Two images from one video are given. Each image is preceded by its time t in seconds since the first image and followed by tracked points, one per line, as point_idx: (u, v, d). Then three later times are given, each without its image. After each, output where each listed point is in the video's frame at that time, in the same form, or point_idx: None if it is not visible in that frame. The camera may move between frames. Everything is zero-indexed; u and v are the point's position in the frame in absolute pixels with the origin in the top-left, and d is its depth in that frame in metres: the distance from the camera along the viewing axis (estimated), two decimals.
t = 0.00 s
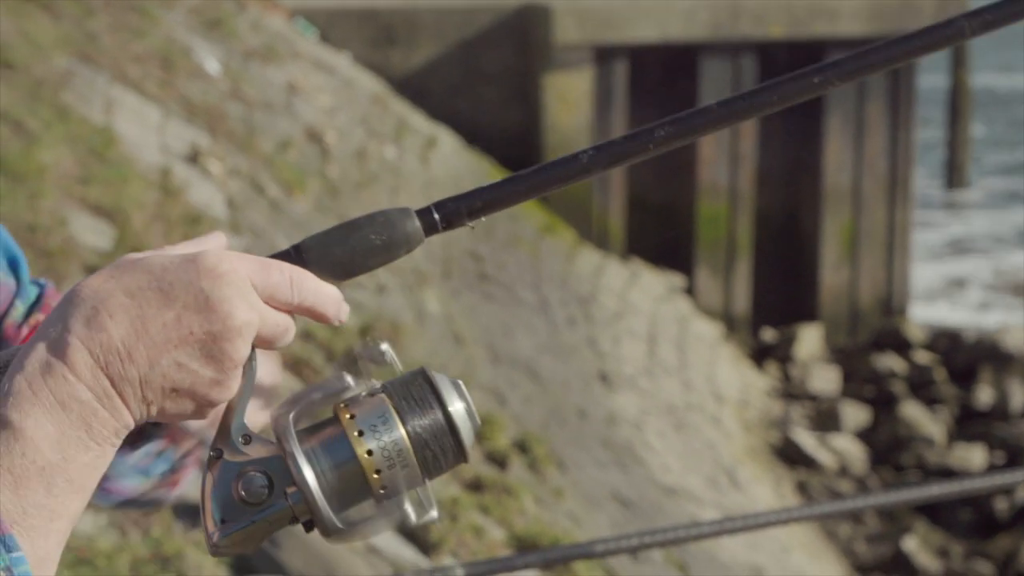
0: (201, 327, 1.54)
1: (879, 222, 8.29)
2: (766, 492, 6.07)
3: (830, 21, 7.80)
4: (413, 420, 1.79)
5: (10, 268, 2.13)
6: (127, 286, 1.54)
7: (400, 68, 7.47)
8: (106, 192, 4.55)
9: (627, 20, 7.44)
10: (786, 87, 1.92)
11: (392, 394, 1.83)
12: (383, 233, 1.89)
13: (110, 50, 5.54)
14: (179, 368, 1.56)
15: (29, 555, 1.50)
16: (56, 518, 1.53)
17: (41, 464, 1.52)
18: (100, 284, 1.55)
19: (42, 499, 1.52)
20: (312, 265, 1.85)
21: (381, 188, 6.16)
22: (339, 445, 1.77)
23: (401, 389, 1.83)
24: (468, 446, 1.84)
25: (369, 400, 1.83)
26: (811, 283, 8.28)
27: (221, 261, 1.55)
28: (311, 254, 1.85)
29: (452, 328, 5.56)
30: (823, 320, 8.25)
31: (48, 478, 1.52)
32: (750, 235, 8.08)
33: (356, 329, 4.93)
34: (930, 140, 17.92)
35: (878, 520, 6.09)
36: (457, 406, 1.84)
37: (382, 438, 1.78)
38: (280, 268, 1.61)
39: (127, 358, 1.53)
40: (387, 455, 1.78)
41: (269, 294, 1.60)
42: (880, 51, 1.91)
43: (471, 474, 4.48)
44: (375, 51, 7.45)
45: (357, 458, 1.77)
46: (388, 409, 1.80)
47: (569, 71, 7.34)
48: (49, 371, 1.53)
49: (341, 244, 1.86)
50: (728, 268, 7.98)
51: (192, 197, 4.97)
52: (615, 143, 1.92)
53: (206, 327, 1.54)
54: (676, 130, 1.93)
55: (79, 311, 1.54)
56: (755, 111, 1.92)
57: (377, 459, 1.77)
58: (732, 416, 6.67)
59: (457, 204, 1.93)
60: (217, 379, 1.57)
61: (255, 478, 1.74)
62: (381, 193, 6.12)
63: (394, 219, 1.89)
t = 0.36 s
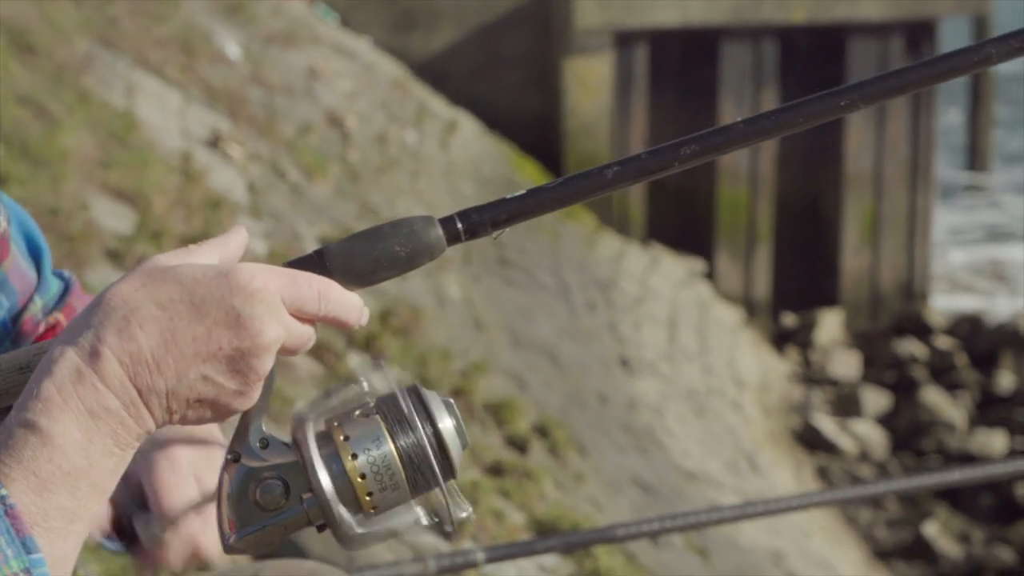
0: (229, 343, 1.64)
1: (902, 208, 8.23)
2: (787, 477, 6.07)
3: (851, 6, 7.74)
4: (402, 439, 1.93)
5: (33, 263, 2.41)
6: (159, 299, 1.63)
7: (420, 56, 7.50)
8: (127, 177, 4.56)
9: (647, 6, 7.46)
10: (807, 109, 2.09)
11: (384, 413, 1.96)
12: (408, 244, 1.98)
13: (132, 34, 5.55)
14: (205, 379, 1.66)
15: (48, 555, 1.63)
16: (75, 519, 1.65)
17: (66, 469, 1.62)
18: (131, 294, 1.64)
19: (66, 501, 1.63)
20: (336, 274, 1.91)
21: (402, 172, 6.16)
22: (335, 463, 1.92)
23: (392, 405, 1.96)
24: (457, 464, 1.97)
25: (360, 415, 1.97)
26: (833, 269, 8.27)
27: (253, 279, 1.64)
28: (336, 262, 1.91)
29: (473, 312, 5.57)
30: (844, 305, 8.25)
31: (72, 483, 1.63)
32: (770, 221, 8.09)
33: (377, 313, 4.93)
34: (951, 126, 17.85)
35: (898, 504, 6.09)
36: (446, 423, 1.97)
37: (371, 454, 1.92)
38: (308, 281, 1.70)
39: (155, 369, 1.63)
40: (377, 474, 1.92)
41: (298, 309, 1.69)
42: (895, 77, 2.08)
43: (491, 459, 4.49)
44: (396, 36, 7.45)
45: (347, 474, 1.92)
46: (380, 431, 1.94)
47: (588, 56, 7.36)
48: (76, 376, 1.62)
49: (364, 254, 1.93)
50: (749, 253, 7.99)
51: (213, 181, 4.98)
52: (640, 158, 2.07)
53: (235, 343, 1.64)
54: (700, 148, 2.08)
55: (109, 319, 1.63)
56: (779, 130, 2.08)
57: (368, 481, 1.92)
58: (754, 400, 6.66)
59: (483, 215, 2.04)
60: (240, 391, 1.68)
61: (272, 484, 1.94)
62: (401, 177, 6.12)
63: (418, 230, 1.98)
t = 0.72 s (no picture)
0: (247, 335, 1.51)
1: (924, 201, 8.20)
2: (809, 470, 6.05)
3: None
4: (422, 429, 1.82)
5: (64, 258, 2.16)
6: (176, 291, 1.50)
7: (442, 46, 7.51)
8: (150, 168, 4.57)
9: None
10: (830, 96, 1.91)
11: (404, 406, 1.85)
12: (426, 234, 1.84)
13: (155, 25, 5.55)
14: (223, 373, 1.52)
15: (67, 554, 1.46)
16: (92, 514, 1.48)
17: (84, 463, 1.47)
18: (147, 287, 1.50)
19: (85, 496, 1.47)
20: (353, 266, 1.77)
21: (424, 163, 6.16)
22: (353, 453, 1.79)
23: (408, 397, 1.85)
24: (476, 455, 1.86)
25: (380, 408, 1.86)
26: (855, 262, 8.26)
27: (270, 269, 1.52)
28: (352, 255, 1.77)
29: (494, 304, 5.56)
30: (866, 297, 8.25)
31: (90, 478, 1.47)
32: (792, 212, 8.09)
33: (399, 304, 4.92)
34: (974, 117, 17.84)
35: (921, 497, 6.07)
36: (465, 413, 1.86)
37: (391, 444, 1.80)
38: (325, 271, 1.58)
39: (172, 363, 1.49)
40: (397, 465, 1.80)
41: (315, 299, 1.57)
42: (927, 60, 1.90)
43: (514, 450, 4.49)
44: (417, 27, 7.48)
45: (366, 465, 1.79)
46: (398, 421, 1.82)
47: (611, 47, 7.36)
48: (94, 371, 1.48)
49: (381, 243, 1.80)
50: (771, 245, 8.00)
51: (236, 172, 4.98)
52: (657, 146, 1.89)
53: (252, 335, 1.51)
54: (721, 136, 1.90)
55: (126, 312, 1.49)
56: (801, 117, 1.90)
57: (388, 471, 1.80)
58: (776, 392, 6.65)
59: (500, 206, 1.89)
60: (257, 382, 1.54)
61: (289, 475, 1.79)
62: (423, 169, 6.12)
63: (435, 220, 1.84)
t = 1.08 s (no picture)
0: (269, 328, 1.44)
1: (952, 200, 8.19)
2: (837, 470, 6.04)
3: None
4: (461, 419, 1.69)
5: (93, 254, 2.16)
6: (196, 284, 1.42)
7: (469, 45, 7.48)
8: (179, 167, 4.57)
9: None
10: (849, 96, 1.81)
11: (440, 391, 1.72)
12: (447, 233, 1.77)
13: (183, 24, 5.56)
14: (244, 367, 1.45)
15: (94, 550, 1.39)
16: (119, 509, 1.41)
17: (108, 458, 1.40)
18: (169, 281, 1.43)
19: (110, 491, 1.39)
20: (376, 265, 1.71)
21: (452, 163, 6.16)
22: (387, 445, 1.67)
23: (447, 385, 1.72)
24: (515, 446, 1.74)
25: (416, 395, 1.72)
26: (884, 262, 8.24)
27: (292, 262, 1.45)
28: (375, 253, 1.71)
29: (522, 303, 5.56)
30: (894, 297, 8.22)
31: (114, 473, 1.40)
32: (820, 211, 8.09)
33: (427, 303, 4.92)
34: (1002, 116, 17.82)
35: (949, 499, 6.05)
36: (503, 405, 1.73)
37: (428, 436, 1.68)
38: (345, 266, 1.51)
39: (195, 355, 1.42)
40: (434, 455, 1.67)
41: (334, 295, 1.49)
42: (947, 59, 1.80)
43: (541, 450, 4.49)
44: (446, 26, 7.45)
45: (403, 456, 1.66)
46: (435, 408, 1.69)
47: (639, 46, 7.36)
48: (116, 366, 1.40)
49: (404, 242, 1.73)
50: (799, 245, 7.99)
51: (264, 171, 4.99)
52: (678, 146, 1.80)
53: (274, 328, 1.44)
54: (741, 137, 1.81)
55: (147, 306, 1.42)
56: (823, 117, 1.81)
57: (425, 462, 1.67)
58: (803, 392, 6.63)
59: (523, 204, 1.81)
60: (279, 377, 1.48)
61: (312, 472, 1.69)
62: (451, 168, 6.12)
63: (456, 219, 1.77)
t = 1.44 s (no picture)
0: (312, 323, 1.48)
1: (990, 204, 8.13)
2: (873, 474, 6.02)
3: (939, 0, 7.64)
4: (476, 439, 1.70)
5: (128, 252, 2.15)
6: (240, 280, 1.47)
7: (506, 46, 7.49)
8: (216, 168, 4.59)
9: None
10: (891, 109, 1.85)
11: (457, 412, 1.73)
12: (491, 238, 1.80)
13: (221, 27, 5.58)
14: (288, 361, 1.49)
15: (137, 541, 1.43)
16: (163, 504, 1.45)
17: (151, 450, 1.43)
18: (213, 277, 1.48)
19: (153, 484, 1.43)
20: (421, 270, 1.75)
21: (488, 165, 6.16)
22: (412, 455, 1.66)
23: (463, 406, 1.74)
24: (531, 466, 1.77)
25: (432, 413, 1.73)
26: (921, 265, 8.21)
27: (334, 259, 1.51)
28: (420, 257, 1.75)
29: (558, 305, 5.57)
30: (931, 301, 8.19)
31: (158, 466, 1.44)
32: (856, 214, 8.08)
33: (463, 306, 4.93)
34: None
35: (985, 504, 6.02)
36: (520, 424, 1.77)
37: (446, 451, 1.67)
38: (389, 267, 1.58)
39: (238, 349, 1.46)
40: (452, 470, 1.67)
41: (378, 294, 1.56)
42: (990, 73, 1.84)
43: (577, 452, 4.49)
44: (483, 28, 7.46)
45: (421, 471, 1.66)
46: (454, 426, 1.70)
47: (675, 49, 7.35)
48: (161, 359, 1.44)
49: (448, 247, 1.76)
50: (835, 248, 7.97)
51: (301, 173, 5.00)
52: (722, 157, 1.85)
53: (317, 323, 1.48)
54: (784, 148, 1.85)
55: (191, 301, 1.47)
56: (864, 129, 1.85)
57: (443, 476, 1.67)
58: (839, 396, 6.62)
59: (569, 209, 1.85)
60: (324, 373, 1.52)
61: (356, 475, 1.66)
62: (487, 170, 6.12)
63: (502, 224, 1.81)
